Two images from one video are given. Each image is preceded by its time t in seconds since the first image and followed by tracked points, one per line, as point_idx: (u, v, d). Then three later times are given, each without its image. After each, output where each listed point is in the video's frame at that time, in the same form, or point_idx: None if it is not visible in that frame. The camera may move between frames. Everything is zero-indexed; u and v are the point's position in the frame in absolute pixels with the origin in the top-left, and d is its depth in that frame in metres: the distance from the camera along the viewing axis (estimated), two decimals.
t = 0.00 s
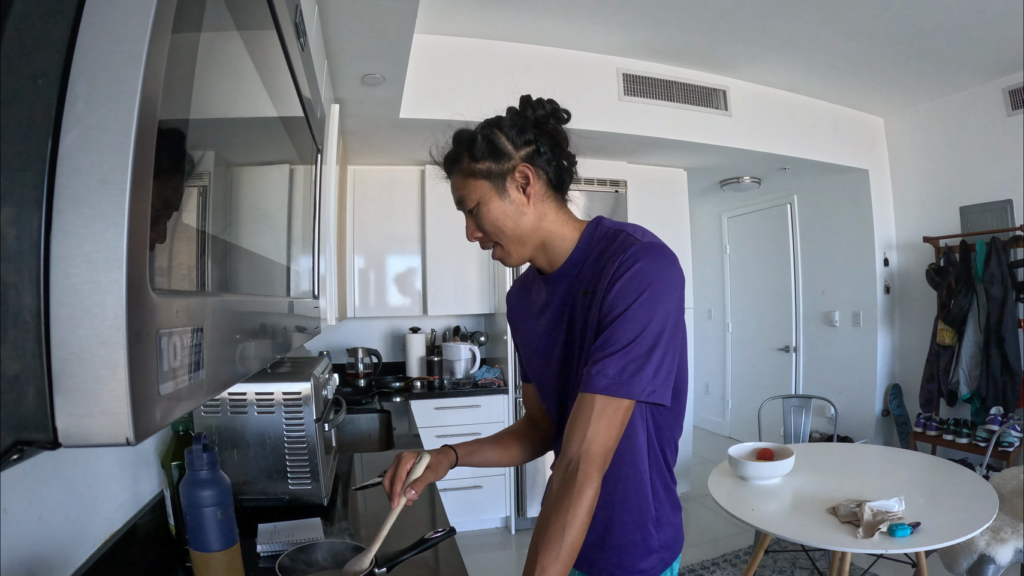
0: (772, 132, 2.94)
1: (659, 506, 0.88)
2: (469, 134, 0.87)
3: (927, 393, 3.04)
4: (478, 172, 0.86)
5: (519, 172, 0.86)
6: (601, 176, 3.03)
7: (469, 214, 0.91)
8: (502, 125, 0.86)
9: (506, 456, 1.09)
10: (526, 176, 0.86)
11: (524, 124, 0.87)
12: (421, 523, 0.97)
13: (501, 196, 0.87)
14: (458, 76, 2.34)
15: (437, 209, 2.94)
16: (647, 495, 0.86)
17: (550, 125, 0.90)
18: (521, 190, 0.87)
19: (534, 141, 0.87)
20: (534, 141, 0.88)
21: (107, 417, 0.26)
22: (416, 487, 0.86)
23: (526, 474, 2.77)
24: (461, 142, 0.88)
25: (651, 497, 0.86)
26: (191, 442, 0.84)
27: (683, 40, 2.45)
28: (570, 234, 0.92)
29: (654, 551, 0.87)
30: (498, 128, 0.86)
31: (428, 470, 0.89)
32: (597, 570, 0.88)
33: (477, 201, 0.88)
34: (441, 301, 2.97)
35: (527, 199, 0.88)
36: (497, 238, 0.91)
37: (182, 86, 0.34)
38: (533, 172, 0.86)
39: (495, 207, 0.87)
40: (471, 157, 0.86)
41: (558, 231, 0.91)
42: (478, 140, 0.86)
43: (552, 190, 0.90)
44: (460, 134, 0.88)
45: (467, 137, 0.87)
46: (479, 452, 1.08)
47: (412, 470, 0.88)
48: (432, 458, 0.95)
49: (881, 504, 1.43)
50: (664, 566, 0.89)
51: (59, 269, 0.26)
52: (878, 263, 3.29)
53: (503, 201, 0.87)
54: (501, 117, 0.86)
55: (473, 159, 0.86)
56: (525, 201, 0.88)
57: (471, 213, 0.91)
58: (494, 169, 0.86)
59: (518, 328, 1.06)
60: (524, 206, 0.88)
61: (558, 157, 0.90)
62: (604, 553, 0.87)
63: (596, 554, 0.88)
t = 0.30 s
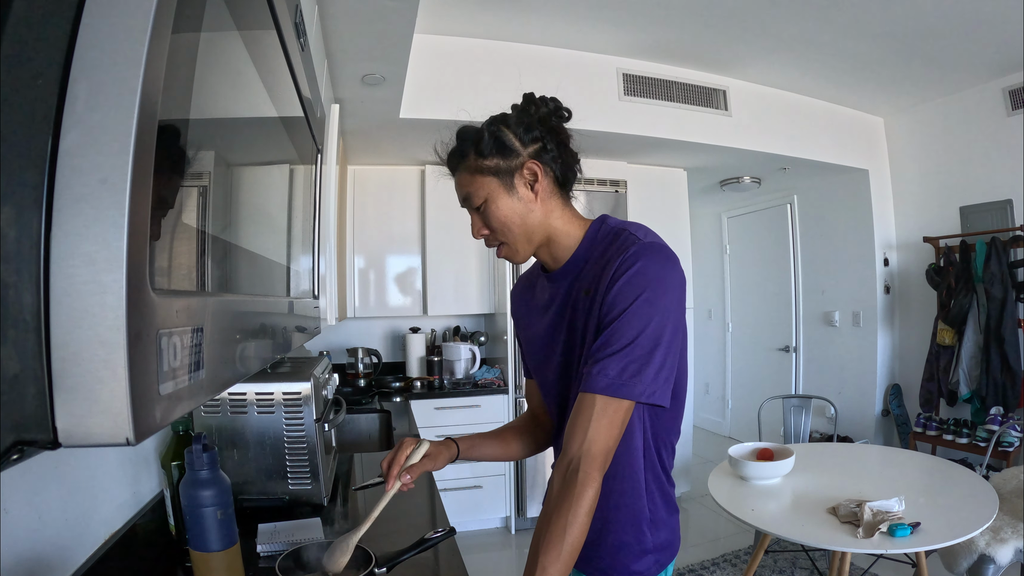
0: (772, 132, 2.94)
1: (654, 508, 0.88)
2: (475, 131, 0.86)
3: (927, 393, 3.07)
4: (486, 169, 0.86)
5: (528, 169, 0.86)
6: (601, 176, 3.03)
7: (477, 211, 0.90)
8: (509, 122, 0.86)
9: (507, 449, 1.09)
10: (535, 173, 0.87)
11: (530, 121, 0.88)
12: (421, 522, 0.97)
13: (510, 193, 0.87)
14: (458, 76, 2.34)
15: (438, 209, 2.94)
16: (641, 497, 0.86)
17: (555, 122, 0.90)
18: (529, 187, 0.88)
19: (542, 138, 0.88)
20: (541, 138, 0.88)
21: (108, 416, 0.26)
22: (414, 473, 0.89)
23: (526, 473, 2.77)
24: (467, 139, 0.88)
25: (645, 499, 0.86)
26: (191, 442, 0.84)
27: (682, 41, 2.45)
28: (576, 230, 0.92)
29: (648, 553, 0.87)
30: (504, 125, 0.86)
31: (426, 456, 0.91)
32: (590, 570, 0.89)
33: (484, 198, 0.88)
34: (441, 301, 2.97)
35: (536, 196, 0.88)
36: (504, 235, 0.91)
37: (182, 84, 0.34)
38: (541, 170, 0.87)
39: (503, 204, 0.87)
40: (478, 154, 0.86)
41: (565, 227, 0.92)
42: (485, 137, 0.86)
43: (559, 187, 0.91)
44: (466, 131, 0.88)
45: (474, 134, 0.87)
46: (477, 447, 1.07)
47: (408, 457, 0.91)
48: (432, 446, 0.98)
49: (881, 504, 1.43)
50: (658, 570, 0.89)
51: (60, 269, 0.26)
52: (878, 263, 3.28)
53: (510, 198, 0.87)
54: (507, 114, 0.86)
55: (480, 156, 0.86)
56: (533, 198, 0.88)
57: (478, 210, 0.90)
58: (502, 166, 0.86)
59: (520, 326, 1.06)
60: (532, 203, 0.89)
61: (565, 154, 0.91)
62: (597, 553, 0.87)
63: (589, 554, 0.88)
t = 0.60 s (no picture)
0: (772, 132, 2.94)
1: (653, 514, 0.88)
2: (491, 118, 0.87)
3: (927, 392, 3.04)
4: (512, 147, 0.86)
5: (546, 162, 0.92)
6: (601, 176, 3.03)
7: (497, 188, 0.84)
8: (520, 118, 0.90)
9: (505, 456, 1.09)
10: (551, 167, 0.93)
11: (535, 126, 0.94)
12: (421, 523, 0.97)
13: (534, 175, 0.87)
14: (457, 76, 2.34)
15: (438, 209, 2.94)
16: (641, 501, 0.86)
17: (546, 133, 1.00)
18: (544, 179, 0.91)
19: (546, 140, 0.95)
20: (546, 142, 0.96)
21: (109, 416, 0.26)
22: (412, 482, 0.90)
23: (526, 473, 2.77)
24: (479, 124, 0.87)
25: (645, 500, 0.86)
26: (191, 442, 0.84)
27: (682, 41, 2.45)
28: (575, 229, 0.94)
29: (643, 560, 0.87)
30: (521, 119, 0.90)
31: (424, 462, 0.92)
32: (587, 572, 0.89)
33: (510, 176, 0.84)
34: (441, 301, 2.97)
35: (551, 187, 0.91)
36: (526, 217, 0.85)
37: (182, 84, 0.34)
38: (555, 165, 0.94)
39: (528, 184, 0.85)
40: (501, 134, 0.86)
41: (569, 225, 0.93)
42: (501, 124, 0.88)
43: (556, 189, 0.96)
44: (476, 119, 0.88)
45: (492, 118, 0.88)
46: (477, 453, 1.07)
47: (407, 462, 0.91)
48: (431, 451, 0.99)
49: (881, 504, 1.43)
50: None
51: (59, 269, 0.26)
52: (878, 263, 3.28)
53: (534, 181, 0.87)
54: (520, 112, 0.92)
55: (506, 138, 0.86)
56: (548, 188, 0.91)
57: (498, 189, 0.84)
58: (529, 151, 0.88)
59: (517, 328, 1.06)
60: (548, 192, 0.90)
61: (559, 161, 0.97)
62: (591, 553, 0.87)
63: (585, 553, 0.88)
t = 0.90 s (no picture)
0: (772, 132, 2.94)
1: (652, 510, 0.88)
2: (473, 124, 0.83)
3: (928, 393, 3.06)
4: (494, 161, 0.83)
5: (531, 168, 0.88)
6: (601, 176, 3.02)
7: (476, 208, 0.85)
8: (507, 119, 0.86)
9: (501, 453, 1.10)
10: (539, 173, 0.89)
11: (525, 122, 0.89)
12: (421, 523, 0.97)
13: (517, 190, 0.85)
14: (457, 76, 2.34)
15: (438, 209, 2.94)
16: (639, 498, 0.86)
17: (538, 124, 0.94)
18: (531, 187, 0.89)
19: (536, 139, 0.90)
20: (537, 141, 0.91)
21: (109, 416, 0.26)
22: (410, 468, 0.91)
23: (526, 473, 2.77)
24: (462, 131, 0.84)
25: (642, 496, 0.86)
26: (191, 442, 0.84)
27: (682, 40, 2.45)
28: (568, 230, 0.94)
29: (644, 554, 0.87)
30: (506, 122, 0.86)
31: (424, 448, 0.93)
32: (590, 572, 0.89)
33: (489, 195, 0.84)
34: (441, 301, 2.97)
35: (538, 196, 0.89)
36: (505, 234, 0.86)
37: (182, 83, 0.34)
38: (543, 169, 0.89)
39: (509, 200, 0.85)
40: (481, 146, 0.83)
41: (558, 229, 0.92)
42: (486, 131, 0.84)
43: (548, 189, 0.93)
44: (459, 123, 0.84)
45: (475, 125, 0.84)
46: (474, 447, 1.08)
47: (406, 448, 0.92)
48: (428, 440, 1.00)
49: (881, 504, 1.43)
50: (657, 571, 0.89)
51: (59, 269, 0.25)
52: (878, 263, 3.28)
53: (517, 195, 0.86)
54: (506, 112, 0.87)
55: (487, 150, 0.83)
56: (535, 198, 0.89)
57: (477, 208, 0.85)
58: (512, 161, 0.85)
59: (511, 328, 1.05)
60: (533, 202, 0.88)
61: (552, 158, 0.94)
62: (593, 552, 0.87)
63: (586, 554, 0.88)
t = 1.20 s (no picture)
0: (771, 132, 2.94)
1: (654, 510, 0.88)
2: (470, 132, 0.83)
3: (928, 393, 3.04)
4: (488, 173, 0.83)
5: (529, 176, 0.86)
6: (601, 176, 3.03)
7: (472, 218, 0.87)
8: (505, 123, 0.84)
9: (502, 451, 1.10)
10: (536, 179, 0.86)
11: (527, 124, 0.86)
12: (421, 523, 0.97)
13: (511, 200, 0.85)
14: (457, 76, 2.34)
15: (438, 208, 2.94)
16: (641, 499, 0.86)
17: (541, 120, 0.90)
18: (529, 194, 0.88)
19: (537, 142, 0.87)
20: (537, 141, 0.88)
21: (108, 416, 0.26)
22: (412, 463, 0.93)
23: (526, 474, 2.77)
24: (460, 139, 0.84)
25: (644, 497, 0.86)
26: (190, 442, 0.85)
27: (681, 40, 2.45)
28: (572, 231, 0.93)
29: (647, 555, 0.87)
30: (503, 127, 0.84)
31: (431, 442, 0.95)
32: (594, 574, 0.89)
33: (482, 206, 0.85)
34: (441, 301, 2.97)
35: (535, 202, 0.88)
36: (502, 243, 0.89)
37: (182, 84, 0.34)
38: (542, 176, 0.87)
39: (503, 211, 0.85)
40: (476, 157, 0.83)
41: (559, 233, 0.92)
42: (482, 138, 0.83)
43: (551, 190, 0.92)
44: (457, 130, 0.84)
45: (471, 134, 0.83)
46: (473, 446, 1.07)
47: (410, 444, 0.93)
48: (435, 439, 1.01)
49: (881, 504, 1.43)
50: (659, 571, 0.89)
51: (59, 269, 0.26)
52: (878, 263, 3.28)
53: (512, 203, 0.86)
54: (503, 115, 0.85)
55: (480, 160, 0.83)
56: (532, 205, 0.88)
57: (474, 217, 0.87)
58: (505, 171, 0.84)
59: (513, 326, 1.05)
60: (530, 210, 0.88)
61: (557, 158, 0.91)
62: (596, 553, 0.87)
63: (589, 555, 0.88)
